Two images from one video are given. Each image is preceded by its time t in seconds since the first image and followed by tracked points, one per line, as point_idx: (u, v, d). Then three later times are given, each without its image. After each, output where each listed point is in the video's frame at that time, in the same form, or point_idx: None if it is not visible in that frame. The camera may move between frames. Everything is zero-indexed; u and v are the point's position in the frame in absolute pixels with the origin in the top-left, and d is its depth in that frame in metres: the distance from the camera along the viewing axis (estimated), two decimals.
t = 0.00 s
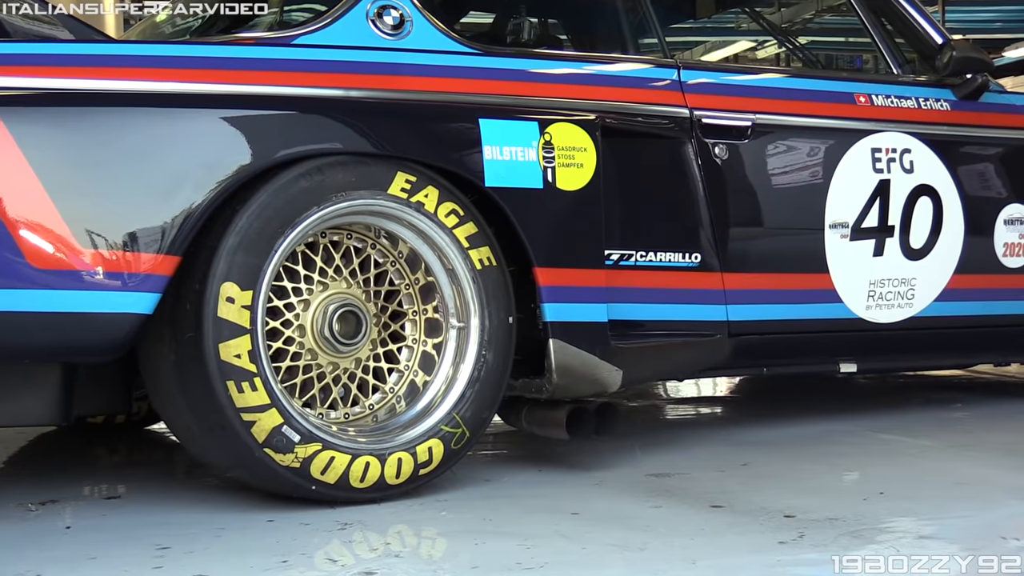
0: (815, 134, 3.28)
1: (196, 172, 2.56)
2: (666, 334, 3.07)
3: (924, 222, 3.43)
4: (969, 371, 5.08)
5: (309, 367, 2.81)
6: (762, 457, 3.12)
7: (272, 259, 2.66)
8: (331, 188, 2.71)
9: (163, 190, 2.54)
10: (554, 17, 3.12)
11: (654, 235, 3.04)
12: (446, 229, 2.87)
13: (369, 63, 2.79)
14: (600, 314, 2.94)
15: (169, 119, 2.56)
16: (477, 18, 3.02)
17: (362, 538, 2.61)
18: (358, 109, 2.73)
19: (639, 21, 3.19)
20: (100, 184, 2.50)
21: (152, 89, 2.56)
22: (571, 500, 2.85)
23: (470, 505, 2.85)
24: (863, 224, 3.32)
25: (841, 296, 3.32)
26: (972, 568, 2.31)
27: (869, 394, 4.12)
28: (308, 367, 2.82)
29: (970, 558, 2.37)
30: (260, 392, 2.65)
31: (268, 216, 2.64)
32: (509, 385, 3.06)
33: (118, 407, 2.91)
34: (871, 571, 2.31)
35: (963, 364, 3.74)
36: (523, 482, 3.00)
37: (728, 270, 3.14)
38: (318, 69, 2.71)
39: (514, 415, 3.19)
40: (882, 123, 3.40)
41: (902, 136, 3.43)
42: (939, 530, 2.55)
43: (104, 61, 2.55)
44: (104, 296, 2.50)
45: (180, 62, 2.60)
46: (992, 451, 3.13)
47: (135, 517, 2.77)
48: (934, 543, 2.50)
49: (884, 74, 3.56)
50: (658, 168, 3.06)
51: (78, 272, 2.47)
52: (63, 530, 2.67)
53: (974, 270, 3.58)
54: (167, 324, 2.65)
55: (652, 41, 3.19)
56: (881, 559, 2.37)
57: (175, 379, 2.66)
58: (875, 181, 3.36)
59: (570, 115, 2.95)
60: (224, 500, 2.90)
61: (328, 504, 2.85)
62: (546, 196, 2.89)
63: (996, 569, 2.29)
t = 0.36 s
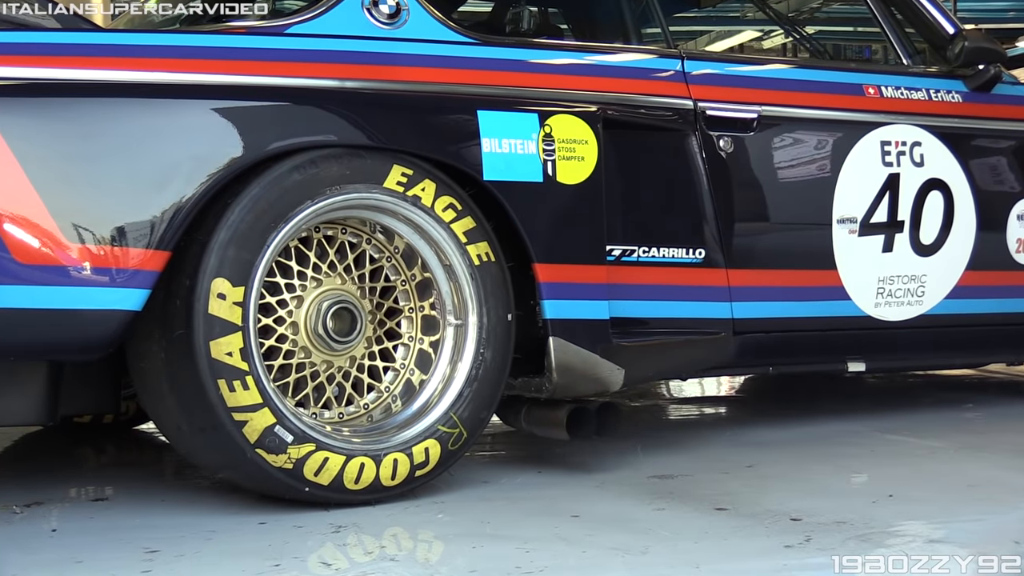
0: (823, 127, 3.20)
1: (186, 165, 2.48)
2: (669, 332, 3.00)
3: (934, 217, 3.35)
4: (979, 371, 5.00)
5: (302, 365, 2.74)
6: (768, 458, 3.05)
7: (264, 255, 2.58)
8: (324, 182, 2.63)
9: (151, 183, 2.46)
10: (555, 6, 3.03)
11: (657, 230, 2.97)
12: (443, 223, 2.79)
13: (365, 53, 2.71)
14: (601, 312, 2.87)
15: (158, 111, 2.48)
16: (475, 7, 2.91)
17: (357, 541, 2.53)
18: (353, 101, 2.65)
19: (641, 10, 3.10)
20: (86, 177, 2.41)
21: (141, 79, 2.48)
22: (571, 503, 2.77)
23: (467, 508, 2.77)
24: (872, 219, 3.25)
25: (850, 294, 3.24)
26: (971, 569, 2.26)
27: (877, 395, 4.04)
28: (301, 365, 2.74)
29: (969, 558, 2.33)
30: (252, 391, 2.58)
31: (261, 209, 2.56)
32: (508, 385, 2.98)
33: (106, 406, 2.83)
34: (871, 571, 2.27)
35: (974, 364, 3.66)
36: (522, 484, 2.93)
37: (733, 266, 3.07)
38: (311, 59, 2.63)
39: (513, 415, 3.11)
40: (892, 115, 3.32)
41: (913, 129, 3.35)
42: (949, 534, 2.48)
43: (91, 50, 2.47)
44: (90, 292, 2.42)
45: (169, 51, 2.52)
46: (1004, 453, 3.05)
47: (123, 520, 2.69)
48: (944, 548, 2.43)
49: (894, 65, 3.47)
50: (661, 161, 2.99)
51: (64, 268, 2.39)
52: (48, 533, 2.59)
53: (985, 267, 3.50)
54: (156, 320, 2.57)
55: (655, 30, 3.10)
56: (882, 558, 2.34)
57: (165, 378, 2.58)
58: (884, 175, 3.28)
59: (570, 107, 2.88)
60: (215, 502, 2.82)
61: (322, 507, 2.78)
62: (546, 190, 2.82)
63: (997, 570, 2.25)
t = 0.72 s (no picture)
0: (830, 121, 3.12)
1: (175, 160, 2.41)
2: (672, 331, 2.93)
3: (946, 213, 3.27)
4: (989, 372, 4.91)
5: (295, 366, 2.66)
6: (774, 462, 2.98)
7: (256, 252, 2.51)
8: (318, 178, 2.56)
9: (140, 179, 2.38)
10: None
11: (660, 227, 2.90)
12: (440, 220, 2.72)
13: (359, 45, 2.63)
14: (602, 311, 2.80)
15: (146, 104, 2.40)
16: None
17: (351, 547, 2.46)
18: (348, 94, 2.57)
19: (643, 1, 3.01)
20: (72, 172, 2.34)
21: (129, 72, 2.40)
22: (571, 507, 2.70)
23: (465, 512, 2.70)
24: (881, 215, 3.16)
25: (858, 292, 3.16)
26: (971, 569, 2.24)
27: (885, 396, 3.96)
28: (295, 366, 2.67)
29: (969, 558, 2.30)
30: (244, 393, 2.50)
31: (252, 206, 2.49)
32: (507, 386, 2.91)
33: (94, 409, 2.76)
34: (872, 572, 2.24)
35: (987, 365, 3.58)
36: (521, 488, 2.86)
37: (737, 264, 2.99)
38: (304, 51, 2.56)
39: (513, 417, 3.03)
40: (901, 109, 3.23)
41: (923, 123, 3.26)
42: (960, 539, 2.41)
43: (77, 40, 2.39)
44: (77, 291, 2.35)
45: (157, 43, 2.44)
46: (1016, 456, 2.98)
47: (111, 525, 2.62)
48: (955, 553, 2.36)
49: (905, 58, 3.37)
50: (664, 157, 2.91)
51: (51, 266, 2.32)
52: (34, 539, 2.52)
53: (999, 264, 3.40)
54: (145, 319, 2.49)
55: (658, 22, 3.01)
56: (885, 557, 2.31)
57: (154, 379, 2.51)
58: (894, 170, 3.20)
59: (570, 100, 2.80)
60: (205, 506, 2.75)
61: (316, 511, 2.70)
62: (546, 186, 2.75)
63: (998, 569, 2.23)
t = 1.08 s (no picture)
0: (838, 113, 3.05)
1: (164, 153, 2.33)
2: (676, 329, 2.86)
3: (957, 207, 3.19)
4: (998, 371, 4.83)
5: (288, 365, 2.59)
6: (780, 463, 2.91)
7: (247, 248, 2.44)
8: (311, 172, 2.48)
9: (128, 173, 2.31)
10: None
11: (663, 222, 2.83)
12: (437, 215, 2.64)
13: (354, 35, 2.55)
14: (604, 308, 2.73)
15: (134, 96, 2.33)
16: None
17: (346, 551, 2.39)
18: (341, 86, 2.50)
19: None
20: (57, 166, 2.26)
21: (116, 63, 2.32)
22: (571, 510, 2.62)
23: (463, 515, 2.62)
24: (890, 210, 3.08)
25: (866, 289, 3.09)
26: (970, 568, 2.20)
27: (892, 396, 3.89)
28: (287, 366, 2.59)
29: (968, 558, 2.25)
30: (235, 393, 2.43)
31: (243, 200, 2.42)
32: (505, 385, 2.83)
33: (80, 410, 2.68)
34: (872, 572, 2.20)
35: (998, 364, 3.50)
36: (520, 491, 2.78)
37: (742, 260, 2.92)
38: (297, 41, 2.48)
39: (512, 417, 2.95)
40: (911, 100, 3.16)
41: (933, 115, 3.18)
42: (972, 543, 2.34)
43: (62, 30, 2.30)
44: (62, 288, 2.27)
45: (143, 32, 2.36)
46: None
47: (98, 529, 2.54)
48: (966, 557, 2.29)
49: (914, 47, 3.29)
50: (667, 150, 2.84)
51: (35, 262, 2.24)
52: (18, 543, 2.44)
53: (1011, 260, 3.32)
54: (133, 317, 2.41)
55: (660, 12, 2.94)
56: (886, 557, 2.27)
57: (141, 380, 2.43)
58: (903, 163, 3.12)
59: (570, 92, 2.73)
60: (195, 510, 2.67)
61: (310, 514, 2.63)
62: (546, 180, 2.68)
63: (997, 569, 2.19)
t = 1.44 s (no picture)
0: (846, 105, 2.97)
1: (152, 147, 2.26)
2: (680, 328, 2.79)
3: (969, 203, 3.11)
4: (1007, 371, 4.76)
5: (280, 365, 2.51)
6: (786, 466, 2.84)
7: (238, 245, 2.37)
8: (303, 166, 2.41)
9: (115, 168, 2.23)
10: None
11: (666, 218, 2.76)
12: (433, 211, 2.57)
13: (348, 25, 2.47)
14: (605, 307, 2.66)
15: (121, 88, 2.25)
16: None
17: (339, 556, 2.32)
18: (335, 78, 2.42)
19: None
20: (42, 160, 2.19)
21: (102, 54, 2.25)
22: (571, 514, 2.55)
23: (460, 520, 2.55)
24: (900, 205, 3.01)
25: (875, 287, 3.01)
26: (970, 568, 2.16)
27: (900, 398, 3.81)
28: (279, 366, 2.52)
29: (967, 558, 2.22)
30: (226, 394, 2.36)
31: (234, 196, 2.35)
32: (503, 386, 2.76)
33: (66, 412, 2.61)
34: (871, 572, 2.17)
35: (1009, 364, 3.43)
36: (519, 494, 2.71)
37: (748, 257, 2.85)
38: (289, 32, 2.40)
39: (510, 419, 2.89)
40: (921, 92, 3.08)
41: (944, 108, 3.11)
42: (984, 548, 2.27)
43: (47, 19, 2.22)
44: (47, 286, 2.19)
45: (130, 23, 2.29)
46: None
47: (84, 534, 2.47)
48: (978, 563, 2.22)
49: (924, 39, 3.20)
50: (670, 144, 2.76)
51: (20, 260, 2.17)
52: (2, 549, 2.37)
53: None
54: (121, 316, 2.34)
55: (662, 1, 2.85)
56: (886, 556, 2.24)
57: (129, 381, 2.35)
58: (913, 157, 3.04)
59: (570, 85, 2.66)
60: (184, 514, 2.60)
61: (302, 518, 2.55)
62: (545, 174, 2.61)
63: (997, 569, 2.16)
